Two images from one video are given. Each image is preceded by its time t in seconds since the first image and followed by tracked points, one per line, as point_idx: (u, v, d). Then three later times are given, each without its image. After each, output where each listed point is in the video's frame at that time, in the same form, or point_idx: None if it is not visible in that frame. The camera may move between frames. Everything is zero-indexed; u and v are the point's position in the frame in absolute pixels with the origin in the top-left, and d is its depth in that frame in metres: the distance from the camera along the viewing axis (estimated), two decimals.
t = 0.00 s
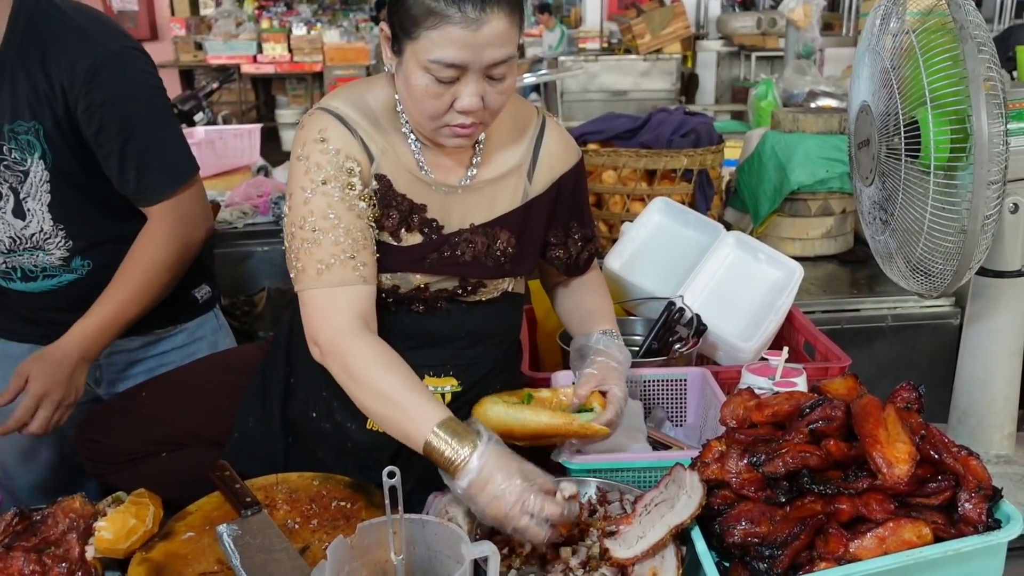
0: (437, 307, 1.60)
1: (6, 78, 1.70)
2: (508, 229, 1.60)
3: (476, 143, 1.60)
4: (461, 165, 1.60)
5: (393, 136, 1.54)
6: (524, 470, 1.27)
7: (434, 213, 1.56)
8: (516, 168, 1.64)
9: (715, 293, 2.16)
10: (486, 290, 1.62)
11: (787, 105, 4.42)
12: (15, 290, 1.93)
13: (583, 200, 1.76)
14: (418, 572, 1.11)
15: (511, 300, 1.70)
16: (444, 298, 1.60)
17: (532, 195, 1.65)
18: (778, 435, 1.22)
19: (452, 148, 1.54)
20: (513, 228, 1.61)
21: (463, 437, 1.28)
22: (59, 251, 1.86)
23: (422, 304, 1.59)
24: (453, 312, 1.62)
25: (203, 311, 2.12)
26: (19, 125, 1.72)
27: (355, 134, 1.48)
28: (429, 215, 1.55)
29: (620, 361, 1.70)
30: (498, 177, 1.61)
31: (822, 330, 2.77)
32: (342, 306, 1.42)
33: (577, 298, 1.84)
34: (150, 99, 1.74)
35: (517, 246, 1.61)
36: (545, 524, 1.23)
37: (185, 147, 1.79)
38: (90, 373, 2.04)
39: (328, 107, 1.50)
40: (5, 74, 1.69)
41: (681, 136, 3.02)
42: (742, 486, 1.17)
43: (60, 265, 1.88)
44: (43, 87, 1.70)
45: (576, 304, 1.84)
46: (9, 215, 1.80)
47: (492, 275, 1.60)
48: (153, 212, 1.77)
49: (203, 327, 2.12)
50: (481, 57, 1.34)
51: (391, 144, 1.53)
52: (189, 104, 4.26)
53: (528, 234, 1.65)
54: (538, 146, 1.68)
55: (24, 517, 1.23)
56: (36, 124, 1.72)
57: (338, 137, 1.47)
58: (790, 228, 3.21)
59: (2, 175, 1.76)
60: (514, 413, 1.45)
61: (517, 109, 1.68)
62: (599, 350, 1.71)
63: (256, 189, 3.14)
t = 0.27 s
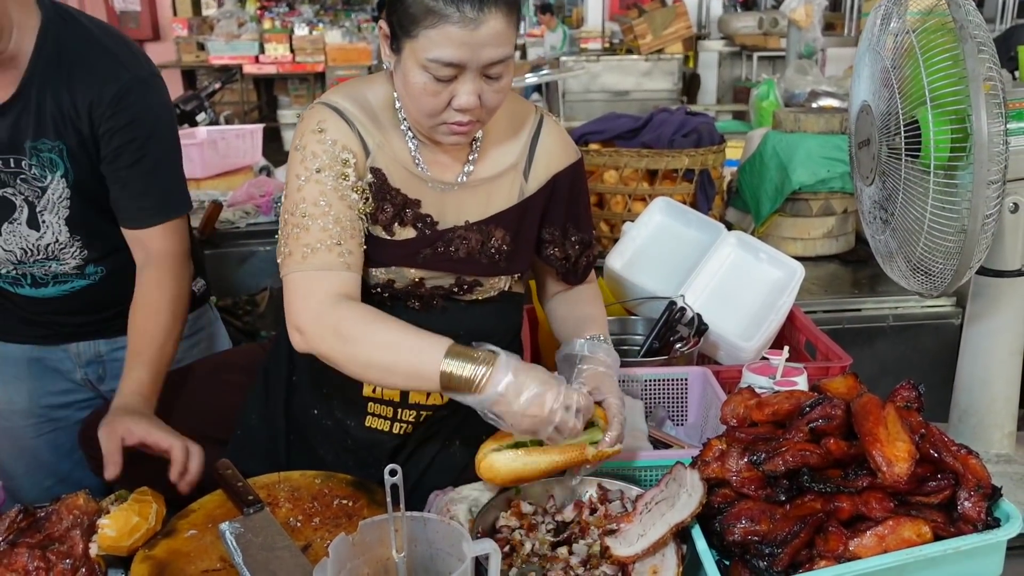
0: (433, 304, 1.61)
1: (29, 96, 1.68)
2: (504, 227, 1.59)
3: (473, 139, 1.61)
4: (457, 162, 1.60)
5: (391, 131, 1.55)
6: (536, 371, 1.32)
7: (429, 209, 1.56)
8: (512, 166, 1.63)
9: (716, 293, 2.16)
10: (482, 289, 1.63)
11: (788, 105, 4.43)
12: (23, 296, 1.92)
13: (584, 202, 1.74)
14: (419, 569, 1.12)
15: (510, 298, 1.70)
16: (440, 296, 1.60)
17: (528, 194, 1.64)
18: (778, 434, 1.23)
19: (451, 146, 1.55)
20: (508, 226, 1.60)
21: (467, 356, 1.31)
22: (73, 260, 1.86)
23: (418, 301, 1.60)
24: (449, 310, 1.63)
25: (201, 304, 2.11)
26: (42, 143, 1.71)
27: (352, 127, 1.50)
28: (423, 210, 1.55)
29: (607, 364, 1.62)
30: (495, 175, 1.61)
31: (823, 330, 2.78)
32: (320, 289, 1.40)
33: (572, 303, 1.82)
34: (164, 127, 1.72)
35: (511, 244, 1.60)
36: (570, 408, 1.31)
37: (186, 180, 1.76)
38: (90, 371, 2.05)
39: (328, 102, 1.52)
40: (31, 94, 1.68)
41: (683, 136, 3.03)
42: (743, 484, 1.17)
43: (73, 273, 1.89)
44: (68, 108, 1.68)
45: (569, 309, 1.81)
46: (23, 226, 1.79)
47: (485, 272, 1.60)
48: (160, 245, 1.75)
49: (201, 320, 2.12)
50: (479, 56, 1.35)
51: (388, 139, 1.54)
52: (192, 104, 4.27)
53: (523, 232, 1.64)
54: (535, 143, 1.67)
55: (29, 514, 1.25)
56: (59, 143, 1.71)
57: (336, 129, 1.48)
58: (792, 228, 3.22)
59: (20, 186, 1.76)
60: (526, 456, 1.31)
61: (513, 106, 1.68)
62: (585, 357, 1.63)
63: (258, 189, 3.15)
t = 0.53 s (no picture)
0: (431, 305, 1.60)
1: (27, 110, 1.67)
2: (502, 228, 1.59)
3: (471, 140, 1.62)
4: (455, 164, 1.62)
5: (389, 133, 1.57)
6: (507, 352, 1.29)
7: (427, 210, 1.57)
8: (512, 168, 1.64)
9: (718, 296, 2.16)
10: (481, 290, 1.63)
11: (791, 108, 4.43)
12: (17, 304, 1.93)
13: (584, 205, 1.73)
14: (421, 571, 1.12)
15: (510, 301, 1.69)
16: (439, 297, 1.60)
17: (527, 196, 1.64)
18: (779, 437, 1.23)
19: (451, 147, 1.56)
20: (507, 227, 1.60)
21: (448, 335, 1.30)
22: (67, 272, 1.87)
23: (416, 301, 1.60)
24: (447, 310, 1.62)
25: (194, 308, 2.10)
26: (40, 157, 1.71)
27: (350, 127, 1.52)
28: (421, 211, 1.56)
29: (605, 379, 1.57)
30: (494, 176, 1.62)
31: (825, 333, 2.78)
32: (301, 282, 1.41)
33: (573, 310, 1.80)
34: (162, 144, 1.71)
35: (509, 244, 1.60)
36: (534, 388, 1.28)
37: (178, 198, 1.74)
38: (84, 374, 2.05)
39: (328, 102, 1.54)
40: (29, 108, 1.67)
41: (685, 139, 3.04)
42: (744, 487, 1.18)
43: (66, 283, 1.90)
44: (66, 123, 1.68)
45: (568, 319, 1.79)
46: (20, 238, 1.79)
47: (484, 273, 1.60)
48: (150, 261, 1.72)
49: (195, 323, 2.11)
50: (477, 56, 1.36)
51: (386, 141, 1.56)
52: (194, 106, 4.27)
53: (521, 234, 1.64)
54: (534, 146, 1.67)
55: (33, 515, 1.25)
56: (56, 157, 1.71)
57: (334, 129, 1.50)
58: (794, 231, 3.22)
59: (17, 199, 1.76)
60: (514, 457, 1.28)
61: (513, 108, 1.70)
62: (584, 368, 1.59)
63: (261, 191, 3.16)
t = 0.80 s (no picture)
0: (433, 311, 1.61)
1: (29, 116, 1.64)
2: (505, 235, 1.59)
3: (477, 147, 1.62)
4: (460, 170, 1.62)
5: (394, 139, 1.57)
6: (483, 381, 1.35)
7: (430, 216, 1.58)
8: (517, 176, 1.64)
9: (723, 305, 2.16)
10: (484, 297, 1.63)
11: (795, 118, 4.44)
12: (19, 309, 1.91)
13: (591, 215, 1.72)
14: None
15: (515, 309, 1.70)
16: (442, 303, 1.61)
17: (532, 205, 1.64)
18: (785, 449, 1.23)
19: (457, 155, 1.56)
20: (509, 234, 1.60)
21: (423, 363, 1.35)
22: (70, 274, 1.85)
23: (419, 307, 1.60)
24: (449, 318, 1.63)
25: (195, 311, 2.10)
26: (42, 163, 1.68)
27: (355, 133, 1.53)
28: (424, 217, 1.57)
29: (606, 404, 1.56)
30: (499, 184, 1.62)
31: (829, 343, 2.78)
32: (289, 280, 1.43)
33: (575, 322, 1.78)
34: (171, 147, 1.70)
35: (512, 252, 1.60)
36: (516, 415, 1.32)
37: (191, 199, 1.74)
38: (84, 378, 2.05)
39: (335, 107, 1.56)
40: (32, 113, 1.64)
41: (689, 147, 3.04)
42: (749, 499, 1.18)
43: (69, 287, 1.88)
44: (71, 129, 1.65)
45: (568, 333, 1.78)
46: (21, 241, 1.77)
47: (487, 280, 1.60)
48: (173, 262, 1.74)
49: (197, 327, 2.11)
50: (484, 63, 1.36)
51: (390, 146, 1.56)
52: (200, 110, 4.28)
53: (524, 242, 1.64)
54: (539, 155, 1.67)
55: (40, 520, 1.22)
56: (61, 163, 1.69)
57: (338, 134, 1.51)
58: (798, 240, 3.22)
59: (17, 205, 1.73)
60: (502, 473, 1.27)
61: (519, 117, 1.69)
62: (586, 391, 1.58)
63: (266, 197, 3.16)
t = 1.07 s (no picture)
0: (446, 326, 1.60)
1: (37, 117, 1.63)
2: (518, 250, 1.59)
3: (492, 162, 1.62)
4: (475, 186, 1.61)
5: (408, 154, 1.57)
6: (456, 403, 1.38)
7: (443, 230, 1.58)
8: (530, 192, 1.62)
9: (735, 321, 2.16)
10: (497, 312, 1.63)
11: (802, 131, 4.45)
12: (25, 314, 1.90)
13: (606, 233, 1.72)
14: None
15: (529, 324, 1.69)
16: (454, 317, 1.60)
17: (545, 221, 1.63)
18: (804, 469, 1.22)
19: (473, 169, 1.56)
20: (522, 249, 1.60)
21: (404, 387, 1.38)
22: (76, 280, 1.83)
23: (431, 320, 1.60)
24: (462, 332, 1.62)
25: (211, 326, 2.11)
26: (49, 166, 1.68)
27: (368, 148, 1.53)
28: (437, 231, 1.57)
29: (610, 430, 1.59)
30: (513, 199, 1.61)
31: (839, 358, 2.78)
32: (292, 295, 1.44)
33: (587, 339, 1.77)
34: (184, 150, 1.72)
35: (524, 267, 1.59)
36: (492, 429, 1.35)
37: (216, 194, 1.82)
38: (94, 391, 2.05)
39: (350, 122, 1.56)
40: (39, 115, 1.63)
41: (699, 160, 3.04)
42: (767, 519, 1.16)
43: (75, 294, 1.86)
44: (80, 131, 1.65)
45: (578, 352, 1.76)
46: (29, 244, 1.76)
47: (501, 295, 1.60)
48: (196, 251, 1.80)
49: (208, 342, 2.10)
50: (499, 78, 1.36)
51: (404, 161, 1.56)
52: (208, 118, 4.28)
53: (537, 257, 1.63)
54: (553, 172, 1.65)
55: (62, 538, 1.23)
56: (69, 165, 1.68)
57: (351, 150, 1.52)
58: (807, 254, 3.22)
59: (24, 208, 1.72)
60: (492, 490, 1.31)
61: (535, 133, 1.69)
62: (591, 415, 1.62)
63: (277, 207, 3.17)
